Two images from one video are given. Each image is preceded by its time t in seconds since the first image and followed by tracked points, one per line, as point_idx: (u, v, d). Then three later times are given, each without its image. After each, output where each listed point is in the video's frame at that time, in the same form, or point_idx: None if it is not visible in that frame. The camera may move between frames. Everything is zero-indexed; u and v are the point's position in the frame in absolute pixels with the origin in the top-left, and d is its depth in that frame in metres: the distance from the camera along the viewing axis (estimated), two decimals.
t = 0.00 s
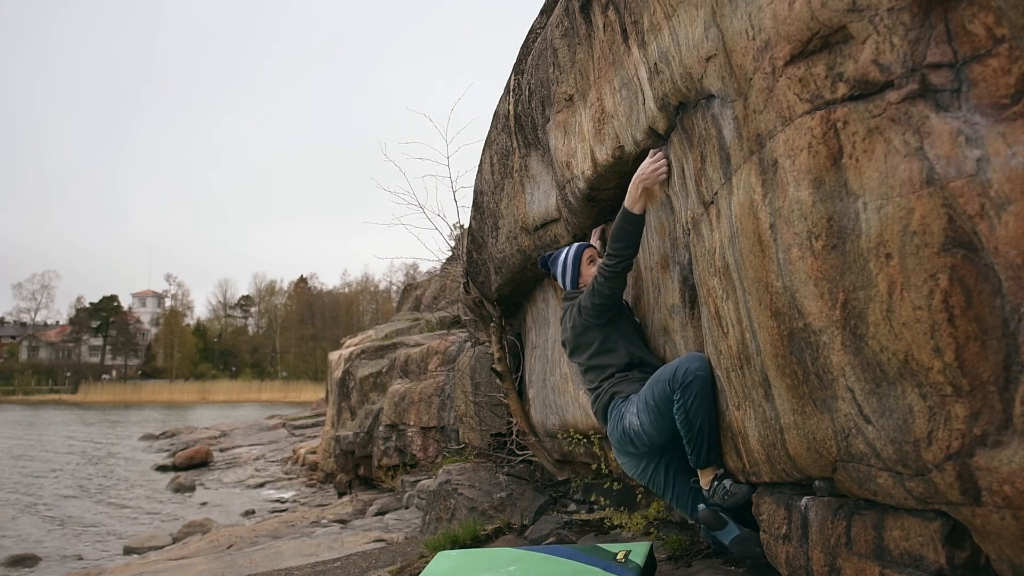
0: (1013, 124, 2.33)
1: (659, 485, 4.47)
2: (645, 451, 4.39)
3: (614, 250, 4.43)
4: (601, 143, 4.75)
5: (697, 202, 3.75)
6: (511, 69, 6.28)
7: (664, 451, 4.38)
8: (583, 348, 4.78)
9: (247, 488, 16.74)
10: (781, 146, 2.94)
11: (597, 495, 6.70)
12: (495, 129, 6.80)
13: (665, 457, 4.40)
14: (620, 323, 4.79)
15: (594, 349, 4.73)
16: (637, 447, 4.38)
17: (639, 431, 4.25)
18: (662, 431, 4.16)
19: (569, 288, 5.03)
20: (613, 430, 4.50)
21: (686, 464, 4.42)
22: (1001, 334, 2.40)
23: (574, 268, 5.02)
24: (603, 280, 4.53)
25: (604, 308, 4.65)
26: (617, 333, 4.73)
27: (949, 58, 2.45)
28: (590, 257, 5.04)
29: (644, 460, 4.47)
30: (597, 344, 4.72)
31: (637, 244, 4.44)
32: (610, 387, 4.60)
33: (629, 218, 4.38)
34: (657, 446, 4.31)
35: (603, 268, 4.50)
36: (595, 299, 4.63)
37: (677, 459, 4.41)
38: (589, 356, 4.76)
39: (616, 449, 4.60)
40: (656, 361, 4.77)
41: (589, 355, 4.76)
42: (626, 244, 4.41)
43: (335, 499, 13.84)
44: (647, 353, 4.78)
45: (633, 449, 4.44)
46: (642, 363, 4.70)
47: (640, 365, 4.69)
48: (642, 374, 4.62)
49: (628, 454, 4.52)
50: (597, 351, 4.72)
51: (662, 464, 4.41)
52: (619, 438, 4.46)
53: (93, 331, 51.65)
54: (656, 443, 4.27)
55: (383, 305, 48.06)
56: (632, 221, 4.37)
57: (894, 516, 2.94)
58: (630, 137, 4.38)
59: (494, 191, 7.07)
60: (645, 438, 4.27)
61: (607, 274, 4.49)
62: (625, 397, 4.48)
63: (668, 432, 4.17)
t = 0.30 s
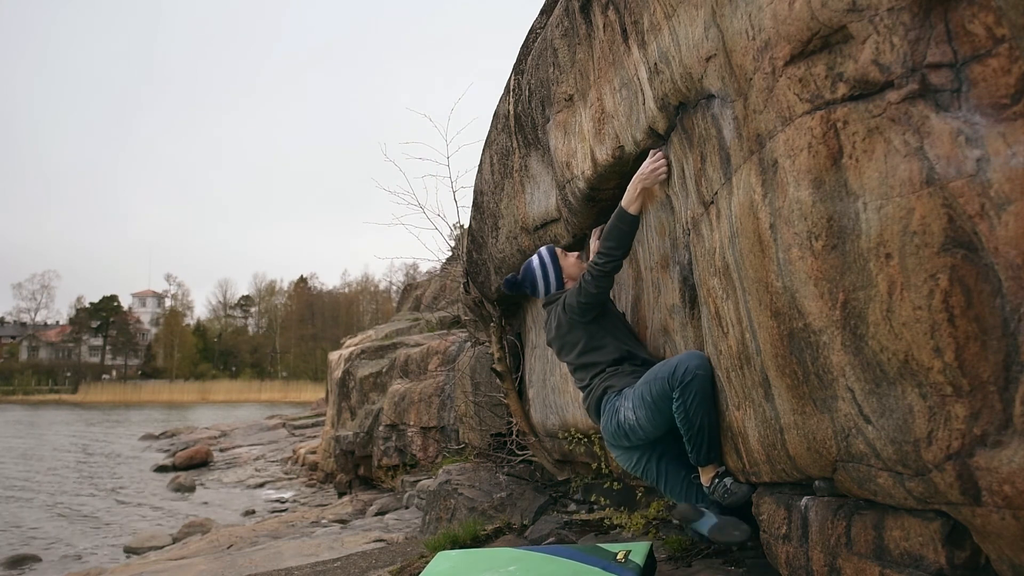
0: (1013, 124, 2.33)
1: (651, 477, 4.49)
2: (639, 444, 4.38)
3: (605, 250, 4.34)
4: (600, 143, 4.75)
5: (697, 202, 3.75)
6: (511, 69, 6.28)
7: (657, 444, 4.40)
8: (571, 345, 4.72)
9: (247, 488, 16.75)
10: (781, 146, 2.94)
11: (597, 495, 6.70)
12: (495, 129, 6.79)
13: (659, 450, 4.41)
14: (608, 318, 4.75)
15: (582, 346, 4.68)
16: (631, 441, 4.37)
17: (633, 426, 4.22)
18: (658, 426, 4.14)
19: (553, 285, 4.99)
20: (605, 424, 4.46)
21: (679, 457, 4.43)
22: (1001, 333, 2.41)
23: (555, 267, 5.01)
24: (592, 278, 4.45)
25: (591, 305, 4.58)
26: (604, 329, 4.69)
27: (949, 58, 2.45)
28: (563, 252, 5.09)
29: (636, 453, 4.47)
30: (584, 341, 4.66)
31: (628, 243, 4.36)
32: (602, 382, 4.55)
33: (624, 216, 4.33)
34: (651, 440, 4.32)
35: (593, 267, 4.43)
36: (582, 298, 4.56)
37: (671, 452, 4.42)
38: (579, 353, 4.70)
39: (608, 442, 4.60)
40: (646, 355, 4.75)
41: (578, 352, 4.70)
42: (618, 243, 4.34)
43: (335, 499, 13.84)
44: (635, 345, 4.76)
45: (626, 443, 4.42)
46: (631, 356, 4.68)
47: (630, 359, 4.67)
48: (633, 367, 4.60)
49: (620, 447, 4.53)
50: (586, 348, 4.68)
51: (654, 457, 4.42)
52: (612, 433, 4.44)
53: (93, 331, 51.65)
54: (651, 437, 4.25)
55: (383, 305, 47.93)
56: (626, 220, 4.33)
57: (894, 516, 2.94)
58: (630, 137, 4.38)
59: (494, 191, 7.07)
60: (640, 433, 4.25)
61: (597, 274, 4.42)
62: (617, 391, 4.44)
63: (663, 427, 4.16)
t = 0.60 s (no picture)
0: (1013, 124, 2.33)
1: (645, 477, 4.50)
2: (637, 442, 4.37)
3: (597, 248, 4.40)
4: (600, 143, 4.75)
5: (697, 202, 3.75)
6: (511, 69, 6.28)
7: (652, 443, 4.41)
8: (565, 342, 4.71)
9: (248, 488, 16.75)
10: (781, 146, 2.94)
11: (597, 495, 6.71)
12: (495, 129, 6.79)
13: (653, 450, 4.42)
14: (600, 315, 4.74)
15: (578, 343, 4.66)
16: (627, 440, 4.36)
17: (632, 425, 4.20)
18: (657, 424, 4.12)
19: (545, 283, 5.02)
20: (602, 422, 4.43)
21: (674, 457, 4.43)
22: (1001, 334, 2.41)
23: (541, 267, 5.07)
24: (584, 276, 4.46)
25: (584, 302, 4.58)
26: (597, 326, 4.69)
27: (949, 58, 2.45)
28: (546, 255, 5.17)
29: (633, 452, 4.47)
30: (579, 338, 4.65)
31: (621, 242, 4.42)
32: (598, 380, 4.51)
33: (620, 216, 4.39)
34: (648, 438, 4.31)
35: (585, 265, 4.45)
36: (574, 296, 4.57)
37: (666, 452, 4.42)
38: (575, 349, 4.68)
39: (603, 440, 4.59)
40: (640, 352, 4.73)
41: (573, 348, 4.69)
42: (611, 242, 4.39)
43: (335, 499, 13.84)
44: (628, 341, 4.75)
45: (623, 441, 4.40)
46: (626, 352, 4.66)
47: (625, 355, 4.65)
48: (629, 364, 4.58)
49: (614, 446, 4.52)
50: (580, 345, 4.66)
51: (648, 457, 4.43)
52: (609, 431, 4.41)
53: (93, 331, 51.66)
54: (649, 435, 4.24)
55: (383, 304, 47.90)
56: (622, 219, 4.38)
57: (894, 516, 2.94)
58: (630, 137, 4.38)
59: (494, 191, 7.07)
60: (639, 431, 4.23)
61: (588, 272, 4.44)
62: (615, 389, 4.39)
63: (662, 426, 4.15)
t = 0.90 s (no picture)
0: (1013, 124, 2.34)
1: (632, 468, 4.50)
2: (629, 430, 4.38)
3: (592, 249, 4.30)
4: (600, 143, 4.74)
5: (697, 202, 3.75)
6: (511, 69, 6.28)
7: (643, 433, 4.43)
8: (561, 330, 4.70)
9: (247, 488, 16.76)
10: (781, 146, 2.94)
11: (597, 495, 6.71)
12: (495, 129, 6.79)
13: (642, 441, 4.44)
14: (598, 304, 4.70)
15: (573, 331, 4.65)
16: (617, 427, 4.38)
17: (624, 412, 4.22)
18: (648, 413, 4.13)
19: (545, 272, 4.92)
20: (594, 409, 4.44)
21: (664, 450, 4.45)
22: (1001, 334, 2.41)
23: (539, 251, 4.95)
24: (579, 274, 4.42)
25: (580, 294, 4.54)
26: (594, 315, 4.65)
27: (950, 58, 2.45)
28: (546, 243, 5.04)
29: (622, 441, 4.48)
30: (575, 326, 4.64)
31: (620, 243, 4.32)
32: (593, 368, 4.53)
33: (621, 214, 4.29)
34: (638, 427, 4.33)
35: (580, 263, 4.39)
36: (569, 289, 4.53)
37: (655, 444, 4.45)
38: (570, 337, 4.67)
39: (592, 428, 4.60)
40: (637, 343, 4.72)
41: (568, 336, 4.68)
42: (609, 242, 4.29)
43: (335, 499, 13.84)
44: (627, 332, 4.71)
45: (613, 428, 4.41)
46: (621, 341, 4.64)
47: (620, 344, 4.63)
48: (625, 355, 4.56)
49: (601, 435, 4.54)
50: (576, 333, 4.65)
51: (637, 446, 4.44)
52: (600, 419, 4.43)
53: (93, 331, 51.68)
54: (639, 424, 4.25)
55: (383, 304, 47.80)
56: (621, 220, 4.28)
57: (894, 516, 2.94)
58: (630, 137, 4.38)
59: (494, 191, 7.07)
60: (630, 419, 4.24)
61: (582, 270, 4.39)
62: (610, 377, 4.41)
63: (653, 416, 4.17)
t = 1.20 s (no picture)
0: (1013, 124, 2.34)
1: (622, 464, 4.50)
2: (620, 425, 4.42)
3: (586, 244, 4.30)
4: (600, 143, 4.74)
5: (697, 202, 3.75)
6: (511, 69, 6.28)
7: (632, 426, 4.47)
8: (553, 325, 4.70)
9: (247, 488, 16.76)
10: (781, 146, 2.94)
11: (597, 496, 6.71)
12: (495, 129, 6.80)
13: (630, 433, 4.48)
14: (590, 302, 4.69)
15: (563, 328, 4.65)
16: (606, 422, 4.40)
17: (612, 406, 4.25)
18: (638, 406, 4.16)
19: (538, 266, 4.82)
20: (582, 403, 4.48)
21: (652, 445, 4.48)
22: (1001, 333, 2.41)
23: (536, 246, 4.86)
24: (571, 271, 4.39)
25: (571, 293, 4.53)
26: (585, 313, 4.64)
27: (949, 58, 2.46)
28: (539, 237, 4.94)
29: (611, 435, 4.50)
30: (565, 323, 4.64)
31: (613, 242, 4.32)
32: (582, 366, 4.55)
33: (617, 212, 4.30)
34: (627, 421, 4.35)
35: (573, 260, 4.37)
36: (561, 286, 4.50)
37: (644, 437, 4.49)
38: (561, 334, 4.68)
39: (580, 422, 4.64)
40: (626, 342, 4.73)
41: (559, 333, 4.68)
42: (603, 239, 4.28)
43: (335, 499, 13.84)
44: (617, 330, 4.71)
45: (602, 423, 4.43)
46: (611, 341, 4.64)
47: (610, 343, 4.64)
48: (614, 354, 4.58)
49: (589, 427, 4.57)
50: (567, 331, 4.65)
51: (626, 440, 4.47)
52: (588, 413, 4.46)
53: (93, 331, 51.68)
54: (629, 417, 4.28)
55: (383, 304, 47.73)
56: (618, 218, 4.29)
57: (894, 516, 2.94)
58: (630, 137, 4.38)
59: (494, 191, 7.07)
60: (619, 413, 4.27)
61: (575, 266, 4.36)
62: (598, 375, 4.44)
63: (642, 409, 4.21)
